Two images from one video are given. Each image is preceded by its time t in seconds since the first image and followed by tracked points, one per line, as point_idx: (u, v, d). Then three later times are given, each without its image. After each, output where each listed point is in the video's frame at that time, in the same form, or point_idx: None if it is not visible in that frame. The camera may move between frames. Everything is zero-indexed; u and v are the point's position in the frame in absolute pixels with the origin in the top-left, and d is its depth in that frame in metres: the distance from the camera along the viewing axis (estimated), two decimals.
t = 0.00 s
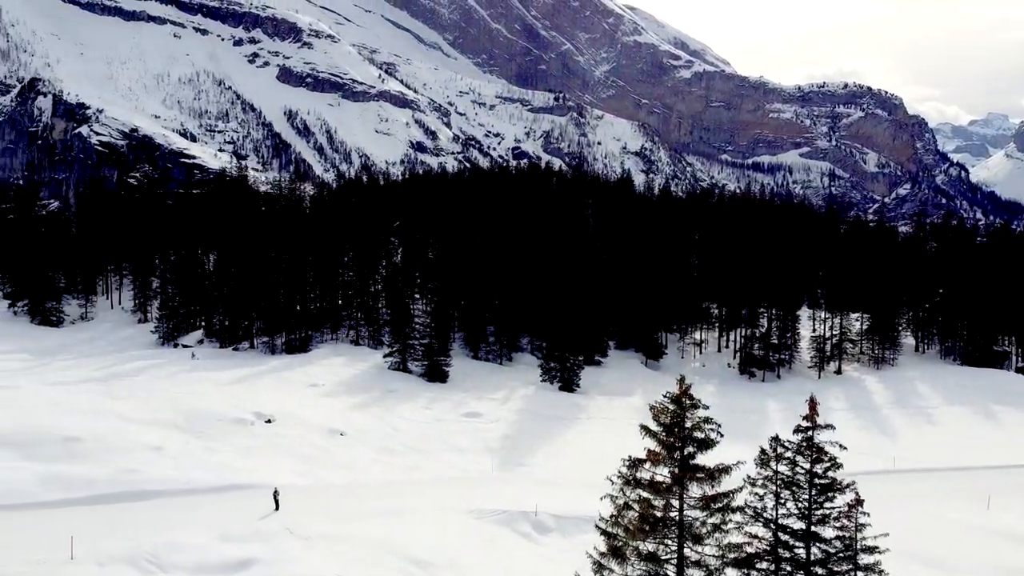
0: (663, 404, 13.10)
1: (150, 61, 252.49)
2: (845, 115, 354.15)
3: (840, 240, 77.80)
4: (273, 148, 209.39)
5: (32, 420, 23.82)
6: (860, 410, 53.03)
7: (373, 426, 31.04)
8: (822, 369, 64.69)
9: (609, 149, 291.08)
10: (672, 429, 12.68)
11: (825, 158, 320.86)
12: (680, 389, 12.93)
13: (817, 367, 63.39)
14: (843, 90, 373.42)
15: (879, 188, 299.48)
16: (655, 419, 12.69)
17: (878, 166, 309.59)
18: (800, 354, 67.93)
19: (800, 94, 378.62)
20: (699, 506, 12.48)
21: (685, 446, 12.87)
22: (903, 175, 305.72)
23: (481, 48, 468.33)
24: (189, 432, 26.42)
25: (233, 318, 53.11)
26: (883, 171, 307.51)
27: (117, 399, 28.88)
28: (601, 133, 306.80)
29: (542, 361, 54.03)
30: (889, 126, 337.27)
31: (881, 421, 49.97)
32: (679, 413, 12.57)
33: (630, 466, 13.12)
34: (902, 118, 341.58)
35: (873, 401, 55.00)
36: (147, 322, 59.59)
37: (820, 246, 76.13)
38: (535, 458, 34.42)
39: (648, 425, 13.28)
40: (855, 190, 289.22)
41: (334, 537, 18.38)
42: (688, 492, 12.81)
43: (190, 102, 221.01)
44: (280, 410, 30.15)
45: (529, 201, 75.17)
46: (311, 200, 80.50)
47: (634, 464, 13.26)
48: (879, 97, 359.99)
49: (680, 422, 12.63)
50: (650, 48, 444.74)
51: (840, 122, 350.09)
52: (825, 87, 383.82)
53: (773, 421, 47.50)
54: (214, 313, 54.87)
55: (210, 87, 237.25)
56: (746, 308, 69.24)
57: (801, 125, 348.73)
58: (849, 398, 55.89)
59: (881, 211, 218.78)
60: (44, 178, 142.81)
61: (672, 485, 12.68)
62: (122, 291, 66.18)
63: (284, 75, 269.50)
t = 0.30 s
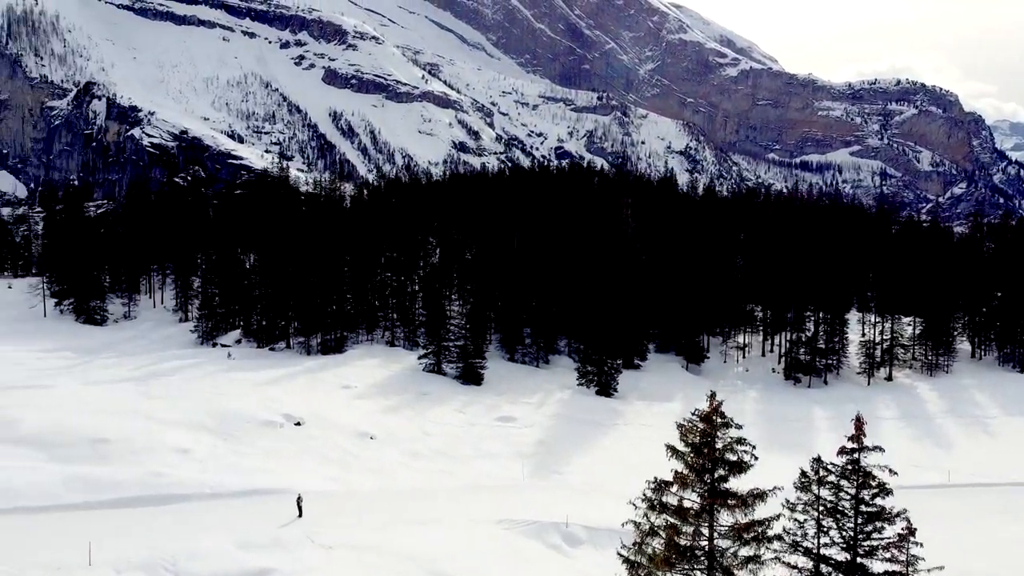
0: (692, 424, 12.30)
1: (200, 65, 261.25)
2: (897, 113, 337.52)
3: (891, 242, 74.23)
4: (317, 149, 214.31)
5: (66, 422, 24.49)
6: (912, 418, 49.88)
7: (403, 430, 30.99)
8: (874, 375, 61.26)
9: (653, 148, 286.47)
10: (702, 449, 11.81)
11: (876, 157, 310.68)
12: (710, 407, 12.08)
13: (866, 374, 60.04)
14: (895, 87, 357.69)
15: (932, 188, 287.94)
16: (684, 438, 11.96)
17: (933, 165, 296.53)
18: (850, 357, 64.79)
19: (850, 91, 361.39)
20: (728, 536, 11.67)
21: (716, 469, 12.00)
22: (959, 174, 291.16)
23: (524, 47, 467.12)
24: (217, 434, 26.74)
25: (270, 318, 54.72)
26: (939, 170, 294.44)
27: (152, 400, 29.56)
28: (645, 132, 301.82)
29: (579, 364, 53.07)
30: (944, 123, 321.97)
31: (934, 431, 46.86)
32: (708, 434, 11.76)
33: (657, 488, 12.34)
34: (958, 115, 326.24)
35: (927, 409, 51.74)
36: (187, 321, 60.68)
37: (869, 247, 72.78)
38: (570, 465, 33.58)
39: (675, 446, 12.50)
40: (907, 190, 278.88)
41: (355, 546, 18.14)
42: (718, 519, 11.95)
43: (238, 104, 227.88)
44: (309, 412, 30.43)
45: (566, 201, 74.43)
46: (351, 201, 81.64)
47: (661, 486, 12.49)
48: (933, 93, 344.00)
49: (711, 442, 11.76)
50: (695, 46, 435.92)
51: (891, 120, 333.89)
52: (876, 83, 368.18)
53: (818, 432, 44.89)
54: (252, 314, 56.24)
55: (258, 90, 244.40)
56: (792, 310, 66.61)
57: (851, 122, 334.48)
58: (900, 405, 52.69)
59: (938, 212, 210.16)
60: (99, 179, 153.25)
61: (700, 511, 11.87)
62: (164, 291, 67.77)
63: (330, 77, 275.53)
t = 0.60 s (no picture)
0: (720, 446, 11.57)
1: (248, 67, 269.52)
2: (952, 110, 329.43)
3: (947, 245, 70.57)
4: (361, 149, 218.37)
5: (99, 422, 25.25)
6: (968, 429, 46.38)
7: (432, 435, 30.89)
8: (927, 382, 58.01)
9: (698, 147, 281.01)
10: (732, 474, 11.03)
11: (930, 155, 300.20)
12: (741, 428, 11.29)
13: (919, 381, 56.81)
14: (951, 82, 348.24)
15: (990, 186, 283.04)
16: (712, 461, 11.24)
17: (990, 163, 291.78)
18: (901, 362, 61.61)
19: (903, 87, 352.18)
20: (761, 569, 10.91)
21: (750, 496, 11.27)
22: (1018, 173, 288.45)
23: (567, 47, 464.06)
24: (245, 437, 27.10)
25: (307, 318, 54.95)
26: (995, 168, 290.90)
27: (184, 401, 30.27)
28: (689, 131, 295.69)
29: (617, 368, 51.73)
30: (1001, 121, 320.87)
31: (991, 444, 43.05)
32: (738, 458, 11.00)
33: (683, 514, 11.66)
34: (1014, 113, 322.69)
35: (985, 419, 48.11)
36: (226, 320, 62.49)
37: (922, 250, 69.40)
38: (604, 472, 32.80)
39: (702, 469, 11.70)
40: (963, 189, 271.90)
41: (379, 555, 17.97)
42: (750, 551, 11.20)
43: (284, 105, 233.95)
44: (338, 414, 30.65)
45: (605, 200, 73.20)
46: (390, 200, 82.41)
47: (687, 511, 11.82)
48: (990, 90, 337.74)
49: (742, 466, 10.97)
50: (743, 43, 426.52)
51: (947, 117, 325.07)
52: (931, 79, 357.73)
53: (864, 441, 42.52)
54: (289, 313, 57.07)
55: (304, 91, 250.36)
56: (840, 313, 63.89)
57: (903, 120, 327.57)
58: (954, 414, 49.39)
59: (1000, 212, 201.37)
60: (150, 177, 163.52)
61: (729, 540, 11.14)
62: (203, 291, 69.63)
63: (375, 78, 279.83)
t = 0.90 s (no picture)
0: (750, 474, 10.87)
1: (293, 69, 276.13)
2: (1010, 107, 329.24)
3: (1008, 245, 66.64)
4: (404, 149, 221.30)
5: (126, 423, 25.89)
6: None
7: (460, 439, 30.73)
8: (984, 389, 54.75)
9: (744, 146, 274.41)
10: (764, 504, 10.34)
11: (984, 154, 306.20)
12: (776, 451, 10.47)
13: (974, 389, 53.79)
14: (1006, 79, 351.42)
15: None
16: (744, 490, 10.53)
17: None
18: (954, 367, 58.42)
19: (957, 84, 355.43)
20: None
21: (784, 528, 10.64)
22: None
23: (610, 45, 459.60)
24: (270, 439, 27.38)
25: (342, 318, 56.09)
26: None
27: (215, 402, 30.97)
28: (734, 130, 288.58)
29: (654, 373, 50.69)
30: None
31: None
32: (773, 488, 10.24)
33: (710, 546, 11.19)
34: None
35: None
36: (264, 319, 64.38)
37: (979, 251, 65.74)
38: (637, 479, 31.96)
39: (731, 496, 11.07)
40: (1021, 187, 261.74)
41: (396, 566, 17.71)
42: None
43: (328, 106, 238.90)
44: (365, 417, 30.84)
45: (644, 199, 71.95)
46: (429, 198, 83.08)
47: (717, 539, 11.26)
48: None
49: (775, 495, 10.25)
50: (790, 39, 414.81)
51: (1003, 114, 326.89)
52: (987, 75, 358.70)
53: (913, 452, 40.33)
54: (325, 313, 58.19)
55: (348, 92, 255.39)
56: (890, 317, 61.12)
57: (958, 118, 332.63)
58: (1014, 424, 46.44)
59: None
60: (198, 177, 170.61)
61: (759, 575, 10.60)
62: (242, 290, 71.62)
63: (417, 79, 282.94)
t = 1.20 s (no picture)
0: (782, 509, 11.40)
1: (338, 71, 281.34)
2: None
3: None
4: (445, 149, 223.37)
5: (145, 424, 26.62)
6: None
7: (489, 444, 30.44)
8: None
9: (791, 145, 265.74)
10: (796, 541, 10.87)
11: None
12: (807, 488, 10.83)
13: None
14: None
15: None
16: (773, 526, 11.07)
17: None
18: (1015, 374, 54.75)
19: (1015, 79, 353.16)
20: None
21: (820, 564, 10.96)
22: None
23: (654, 44, 452.21)
24: (296, 443, 27.67)
25: (377, 317, 56.30)
26: None
27: (238, 403, 31.69)
28: (781, 129, 279.23)
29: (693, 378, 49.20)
30: None
31: None
32: (802, 528, 10.78)
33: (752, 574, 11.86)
34: None
35: None
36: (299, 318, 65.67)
37: None
38: (671, 488, 31.02)
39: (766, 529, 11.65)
40: None
41: None
42: None
43: (370, 106, 242.30)
44: (394, 420, 30.94)
45: (682, 198, 70.21)
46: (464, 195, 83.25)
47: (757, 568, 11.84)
48: None
49: (807, 532, 10.76)
50: (839, 35, 400.41)
51: None
52: None
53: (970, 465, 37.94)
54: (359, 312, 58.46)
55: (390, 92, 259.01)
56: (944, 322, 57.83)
57: (1014, 115, 334.06)
58: None
59: None
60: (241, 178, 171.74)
61: None
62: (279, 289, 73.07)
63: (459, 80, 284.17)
